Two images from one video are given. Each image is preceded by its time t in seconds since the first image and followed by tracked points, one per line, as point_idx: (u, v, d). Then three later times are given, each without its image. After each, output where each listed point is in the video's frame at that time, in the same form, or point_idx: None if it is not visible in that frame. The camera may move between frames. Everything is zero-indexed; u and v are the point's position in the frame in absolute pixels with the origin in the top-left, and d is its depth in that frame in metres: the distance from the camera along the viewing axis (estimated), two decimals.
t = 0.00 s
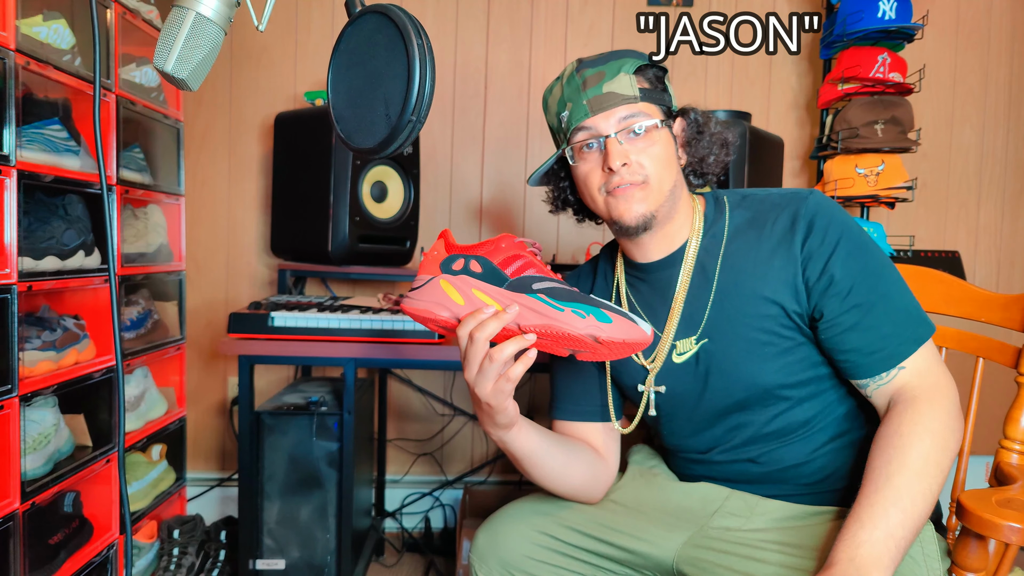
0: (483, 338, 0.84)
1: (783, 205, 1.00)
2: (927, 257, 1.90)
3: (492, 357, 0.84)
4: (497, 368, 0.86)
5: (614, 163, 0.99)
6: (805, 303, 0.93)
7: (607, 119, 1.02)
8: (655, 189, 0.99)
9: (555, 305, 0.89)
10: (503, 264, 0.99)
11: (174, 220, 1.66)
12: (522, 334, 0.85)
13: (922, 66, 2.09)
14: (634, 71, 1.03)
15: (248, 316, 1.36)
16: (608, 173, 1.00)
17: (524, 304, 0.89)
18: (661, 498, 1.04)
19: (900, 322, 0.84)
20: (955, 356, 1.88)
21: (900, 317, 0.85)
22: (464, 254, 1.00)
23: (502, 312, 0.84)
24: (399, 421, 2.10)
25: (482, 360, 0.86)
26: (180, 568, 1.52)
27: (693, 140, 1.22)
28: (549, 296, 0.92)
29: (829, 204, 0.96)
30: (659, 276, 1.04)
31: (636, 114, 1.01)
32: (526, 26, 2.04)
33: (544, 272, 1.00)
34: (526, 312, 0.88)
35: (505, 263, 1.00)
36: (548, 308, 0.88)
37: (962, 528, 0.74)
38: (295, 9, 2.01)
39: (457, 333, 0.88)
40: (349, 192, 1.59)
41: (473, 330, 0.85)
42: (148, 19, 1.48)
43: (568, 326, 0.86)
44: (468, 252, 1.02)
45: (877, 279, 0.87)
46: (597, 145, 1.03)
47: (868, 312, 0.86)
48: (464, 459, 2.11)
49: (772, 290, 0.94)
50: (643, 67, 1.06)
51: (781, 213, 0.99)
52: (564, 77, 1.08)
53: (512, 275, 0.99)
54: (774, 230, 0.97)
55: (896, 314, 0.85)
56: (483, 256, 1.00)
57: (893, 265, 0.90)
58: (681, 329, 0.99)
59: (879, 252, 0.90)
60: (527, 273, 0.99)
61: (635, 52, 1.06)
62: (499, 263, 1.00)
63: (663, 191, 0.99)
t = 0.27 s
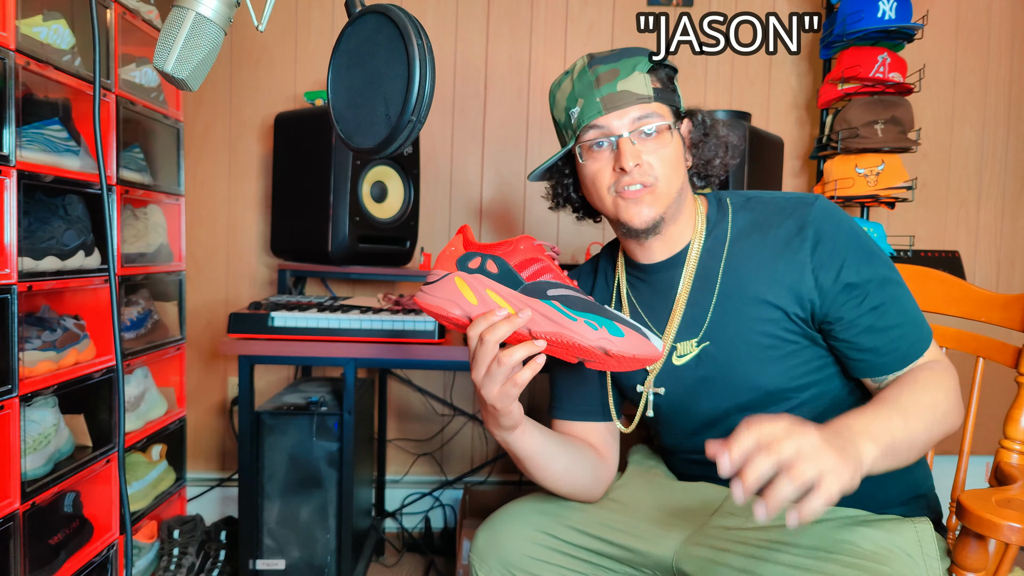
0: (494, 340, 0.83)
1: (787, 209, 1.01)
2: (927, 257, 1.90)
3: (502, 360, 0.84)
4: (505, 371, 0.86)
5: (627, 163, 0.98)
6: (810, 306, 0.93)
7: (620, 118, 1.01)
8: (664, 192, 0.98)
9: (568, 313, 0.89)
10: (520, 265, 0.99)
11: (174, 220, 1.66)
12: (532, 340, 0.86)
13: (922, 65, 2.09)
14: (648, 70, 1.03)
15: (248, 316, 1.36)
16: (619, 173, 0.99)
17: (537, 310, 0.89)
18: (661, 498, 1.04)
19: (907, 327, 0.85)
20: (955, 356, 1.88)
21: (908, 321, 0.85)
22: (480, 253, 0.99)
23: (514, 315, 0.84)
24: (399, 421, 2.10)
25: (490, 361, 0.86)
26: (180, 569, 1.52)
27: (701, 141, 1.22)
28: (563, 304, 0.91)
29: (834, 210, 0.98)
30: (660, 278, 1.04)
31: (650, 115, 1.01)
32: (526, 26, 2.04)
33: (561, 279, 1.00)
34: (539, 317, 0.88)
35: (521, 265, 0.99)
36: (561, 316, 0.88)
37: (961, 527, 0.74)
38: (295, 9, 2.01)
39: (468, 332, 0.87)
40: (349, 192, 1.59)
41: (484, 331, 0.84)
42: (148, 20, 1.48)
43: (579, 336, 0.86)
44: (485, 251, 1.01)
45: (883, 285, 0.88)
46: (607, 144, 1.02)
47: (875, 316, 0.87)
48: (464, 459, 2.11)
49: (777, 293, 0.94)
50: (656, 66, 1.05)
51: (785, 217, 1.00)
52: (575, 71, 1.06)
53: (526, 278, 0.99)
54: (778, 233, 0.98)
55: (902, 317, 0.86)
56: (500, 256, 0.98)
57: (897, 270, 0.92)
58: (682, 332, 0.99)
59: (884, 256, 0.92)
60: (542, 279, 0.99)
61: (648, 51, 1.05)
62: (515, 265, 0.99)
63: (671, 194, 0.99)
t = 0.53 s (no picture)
0: (486, 338, 0.83)
1: (784, 207, 1.02)
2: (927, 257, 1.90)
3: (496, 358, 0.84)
4: (499, 369, 0.86)
5: (628, 163, 0.97)
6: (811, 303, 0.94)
7: (623, 117, 1.00)
8: (665, 192, 0.98)
9: (560, 309, 0.89)
10: (512, 263, 0.99)
11: (174, 220, 1.66)
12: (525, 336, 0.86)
13: (922, 65, 2.09)
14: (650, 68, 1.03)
15: (248, 316, 1.36)
16: (621, 174, 0.98)
17: (530, 307, 0.89)
18: (661, 498, 1.04)
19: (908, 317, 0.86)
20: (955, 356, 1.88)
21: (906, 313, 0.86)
22: (473, 253, 0.99)
23: (507, 313, 0.82)
24: (399, 421, 2.10)
25: (484, 359, 0.86)
26: (180, 569, 1.52)
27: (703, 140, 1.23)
28: (556, 300, 0.92)
29: (831, 206, 0.99)
30: (661, 276, 1.04)
31: (652, 114, 1.00)
32: (526, 26, 2.04)
33: (554, 276, 1.00)
34: (531, 313, 0.88)
35: (514, 262, 0.99)
36: (553, 312, 0.88)
37: (962, 527, 0.74)
38: (295, 9, 2.01)
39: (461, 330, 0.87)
40: (349, 192, 1.59)
41: (477, 329, 0.84)
42: (148, 20, 1.48)
43: (572, 331, 0.87)
44: (478, 250, 1.01)
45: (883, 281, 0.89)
46: (609, 143, 1.01)
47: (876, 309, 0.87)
48: (464, 459, 2.11)
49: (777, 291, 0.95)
50: (658, 64, 1.06)
51: (783, 215, 1.01)
52: (577, 69, 1.06)
53: (519, 276, 0.98)
54: (776, 231, 0.99)
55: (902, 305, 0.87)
56: (493, 255, 0.98)
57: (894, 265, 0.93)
58: (682, 330, 0.99)
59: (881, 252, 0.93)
60: (535, 276, 0.98)
61: (649, 49, 1.06)
62: (507, 263, 0.99)
63: (672, 194, 0.99)
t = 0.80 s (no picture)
0: (476, 340, 0.83)
1: (784, 210, 1.02)
2: (927, 257, 1.90)
3: (485, 359, 0.84)
4: (490, 370, 0.86)
5: (627, 173, 0.97)
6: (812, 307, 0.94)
7: (621, 125, 1.00)
8: (664, 199, 0.98)
9: (549, 308, 0.89)
10: (501, 265, 0.98)
11: (174, 220, 1.66)
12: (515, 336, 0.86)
13: (922, 66, 2.09)
14: (648, 73, 1.02)
15: (248, 316, 1.36)
16: (620, 182, 0.98)
17: (518, 307, 0.89)
18: (661, 498, 1.04)
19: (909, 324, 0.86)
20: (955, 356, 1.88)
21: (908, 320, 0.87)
22: (461, 255, 0.99)
23: (496, 314, 0.84)
24: (399, 421, 2.10)
25: (475, 361, 0.86)
26: (180, 568, 1.52)
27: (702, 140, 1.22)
28: (544, 299, 0.91)
29: (832, 210, 0.99)
30: (662, 279, 1.03)
31: (650, 122, 1.00)
32: (526, 26, 2.04)
33: (542, 275, 0.98)
34: (520, 314, 0.88)
35: (502, 264, 0.98)
36: (541, 311, 0.88)
37: (962, 527, 0.74)
38: (295, 9, 2.01)
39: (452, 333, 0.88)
40: (349, 192, 1.59)
41: (467, 331, 0.84)
42: (148, 20, 1.48)
43: (561, 330, 0.86)
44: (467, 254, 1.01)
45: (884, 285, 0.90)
46: (607, 151, 1.01)
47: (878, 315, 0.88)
48: (464, 459, 2.11)
49: (778, 295, 0.95)
50: (657, 69, 1.05)
51: (783, 218, 1.01)
52: (575, 74, 1.05)
53: (508, 276, 0.97)
54: (776, 234, 0.99)
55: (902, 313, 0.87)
56: (480, 258, 0.98)
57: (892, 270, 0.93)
58: (681, 334, 0.99)
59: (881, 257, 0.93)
60: (523, 276, 0.96)
61: (648, 54, 1.05)
62: (495, 264, 0.98)
63: (671, 201, 0.99)
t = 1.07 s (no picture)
0: (480, 339, 0.83)
1: (784, 208, 1.02)
2: (927, 257, 1.90)
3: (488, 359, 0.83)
4: (493, 370, 0.85)
5: (628, 169, 0.97)
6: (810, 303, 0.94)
7: (622, 121, 1.00)
8: (665, 196, 0.98)
9: (553, 309, 0.89)
10: (504, 265, 0.99)
11: (174, 220, 1.66)
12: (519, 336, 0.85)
13: (922, 66, 2.09)
14: (650, 71, 1.02)
15: (248, 316, 1.36)
16: (621, 178, 0.98)
17: (521, 307, 0.90)
18: (662, 498, 1.04)
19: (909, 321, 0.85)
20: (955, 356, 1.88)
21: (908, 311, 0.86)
22: (465, 254, 0.99)
23: (500, 314, 0.84)
24: (399, 421, 2.10)
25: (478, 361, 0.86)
26: (180, 569, 1.52)
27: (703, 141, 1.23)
28: (548, 299, 0.92)
29: (831, 208, 0.99)
30: (662, 279, 1.03)
31: (651, 119, 1.00)
32: (526, 26, 2.04)
33: (546, 275, 1.01)
34: (524, 314, 0.88)
35: (506, 264, 0.99)
36: (546, 311, 0.88)
37: (962, 528, 0.74)
38: (295, 9, 2.01)
39: (456, 332, 0.88)
40: (349, 192, 1.59)
41: (470, 331, 0.84)
42: (148, 20, 1.48)
43: (565, 331, 0.86)
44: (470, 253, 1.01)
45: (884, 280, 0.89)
46: (608, 148, 1.01)
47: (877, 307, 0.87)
48: (464, 459, 2.11)
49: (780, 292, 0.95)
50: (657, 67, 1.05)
51: (783, 216, 1.01)
52: (576, 71, 1.05)
53: (512, 276, 0.99)
54: (775, 232, 0.99)
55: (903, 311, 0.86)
56: (485, 256, 0.99)
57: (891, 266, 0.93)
58: (683, 333, 0.99)
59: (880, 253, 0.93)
60: (528, 276, 0.99)
61: (648, 52, 1.05)
62: (499, 264, 0.99)
63: (672, 197, 0.99)
